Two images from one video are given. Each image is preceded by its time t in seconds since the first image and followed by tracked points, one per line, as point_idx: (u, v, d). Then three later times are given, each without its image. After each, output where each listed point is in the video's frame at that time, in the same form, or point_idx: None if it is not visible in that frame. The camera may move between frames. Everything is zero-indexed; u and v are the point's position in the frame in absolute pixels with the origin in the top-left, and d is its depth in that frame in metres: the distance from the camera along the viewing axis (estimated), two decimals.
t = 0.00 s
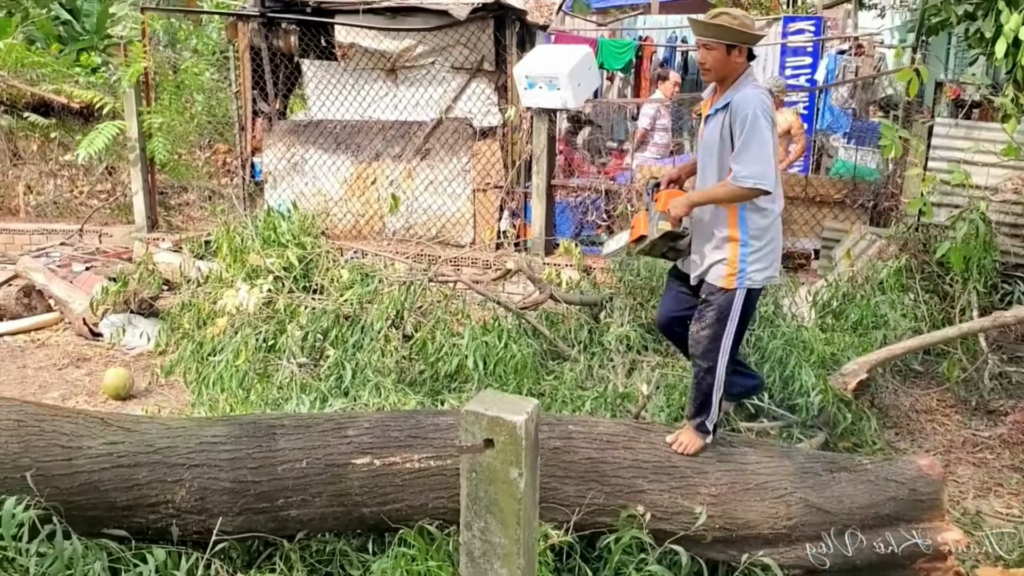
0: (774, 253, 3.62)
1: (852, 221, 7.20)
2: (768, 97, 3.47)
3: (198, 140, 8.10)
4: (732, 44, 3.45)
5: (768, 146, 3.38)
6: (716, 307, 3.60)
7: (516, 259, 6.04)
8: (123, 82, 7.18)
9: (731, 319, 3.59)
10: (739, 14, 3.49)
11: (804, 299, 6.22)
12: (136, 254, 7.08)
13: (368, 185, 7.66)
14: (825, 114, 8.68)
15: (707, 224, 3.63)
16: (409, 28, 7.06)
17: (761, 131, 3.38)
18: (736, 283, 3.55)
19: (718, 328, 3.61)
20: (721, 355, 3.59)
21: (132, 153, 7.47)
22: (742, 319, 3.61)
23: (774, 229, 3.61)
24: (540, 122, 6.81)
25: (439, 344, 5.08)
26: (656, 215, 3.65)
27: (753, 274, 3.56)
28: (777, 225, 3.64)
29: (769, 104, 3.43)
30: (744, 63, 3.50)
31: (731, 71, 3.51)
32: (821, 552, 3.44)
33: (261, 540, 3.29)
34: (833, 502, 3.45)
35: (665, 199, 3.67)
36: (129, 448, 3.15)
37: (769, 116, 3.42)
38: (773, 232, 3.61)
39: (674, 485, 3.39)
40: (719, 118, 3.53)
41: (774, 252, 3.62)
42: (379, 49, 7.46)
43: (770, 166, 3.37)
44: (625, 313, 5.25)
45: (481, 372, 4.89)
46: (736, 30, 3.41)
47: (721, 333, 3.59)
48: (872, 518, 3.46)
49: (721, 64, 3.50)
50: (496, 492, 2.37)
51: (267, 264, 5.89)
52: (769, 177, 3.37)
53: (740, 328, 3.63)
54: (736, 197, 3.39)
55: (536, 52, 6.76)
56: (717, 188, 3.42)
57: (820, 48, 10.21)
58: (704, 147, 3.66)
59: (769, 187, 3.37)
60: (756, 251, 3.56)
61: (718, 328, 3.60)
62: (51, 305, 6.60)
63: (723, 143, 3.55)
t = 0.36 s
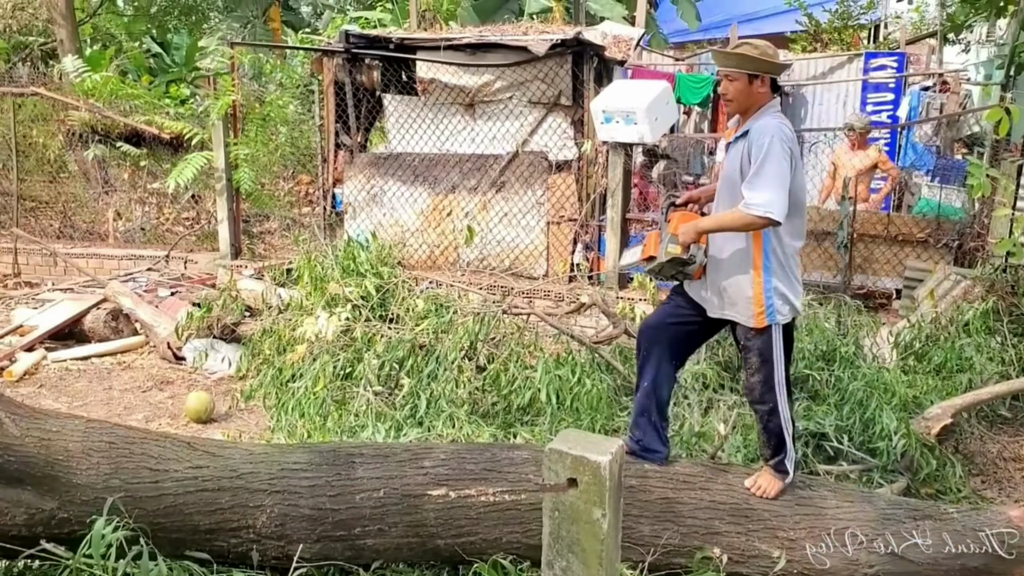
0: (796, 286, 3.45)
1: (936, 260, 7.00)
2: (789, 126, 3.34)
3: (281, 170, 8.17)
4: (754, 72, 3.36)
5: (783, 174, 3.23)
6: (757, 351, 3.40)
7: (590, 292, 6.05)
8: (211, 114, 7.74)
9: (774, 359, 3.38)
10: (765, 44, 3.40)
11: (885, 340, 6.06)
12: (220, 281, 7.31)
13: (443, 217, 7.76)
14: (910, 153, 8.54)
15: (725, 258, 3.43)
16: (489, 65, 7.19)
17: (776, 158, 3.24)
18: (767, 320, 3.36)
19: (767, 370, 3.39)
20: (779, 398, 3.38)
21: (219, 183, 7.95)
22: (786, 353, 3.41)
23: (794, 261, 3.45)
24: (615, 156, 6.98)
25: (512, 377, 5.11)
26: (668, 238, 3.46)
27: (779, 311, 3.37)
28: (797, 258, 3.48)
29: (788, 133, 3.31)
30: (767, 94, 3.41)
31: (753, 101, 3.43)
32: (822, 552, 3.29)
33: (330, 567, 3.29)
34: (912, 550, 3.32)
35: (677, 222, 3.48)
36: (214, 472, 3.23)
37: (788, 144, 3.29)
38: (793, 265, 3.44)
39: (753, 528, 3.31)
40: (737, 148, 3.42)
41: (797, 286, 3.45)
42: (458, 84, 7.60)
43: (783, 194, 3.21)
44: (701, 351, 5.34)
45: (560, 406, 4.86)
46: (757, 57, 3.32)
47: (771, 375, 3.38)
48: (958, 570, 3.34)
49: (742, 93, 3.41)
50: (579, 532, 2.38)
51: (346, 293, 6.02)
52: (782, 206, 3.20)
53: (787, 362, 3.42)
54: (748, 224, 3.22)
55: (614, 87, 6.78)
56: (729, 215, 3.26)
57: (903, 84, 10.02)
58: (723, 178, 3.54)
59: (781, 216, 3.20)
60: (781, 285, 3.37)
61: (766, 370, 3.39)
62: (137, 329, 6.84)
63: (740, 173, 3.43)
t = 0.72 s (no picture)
0: (760, 267, 3.40)
1: (969, 275, 6.90)
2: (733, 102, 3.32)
3: (312, 180, 8.34)
4: (690, 54, 3.35)
5: (733, 150, 3.21)
6: (709, 333, 3.36)
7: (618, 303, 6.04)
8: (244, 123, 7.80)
9: (726, 343, 3.35)
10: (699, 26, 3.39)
11: (916, 354, 5.99)
12: (250, 288, 7.38)
13: (471, 227, 7.78)
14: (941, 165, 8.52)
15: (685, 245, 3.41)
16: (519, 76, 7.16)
17: (726, 135, 3.22)
18: (722, 301, 3.34)
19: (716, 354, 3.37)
20: (725, 382, 3.37)
21: (250, 192, 7.95)
22: (737, 336, 3.38)
23: (756, 242, 3.40)
24: (646, 167, 6.90)
25: (539, 388, 5.10)
26: (637, 245, 3.41)
27: (736, 294, 3.34)
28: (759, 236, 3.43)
29: (733, 108, 3.29)
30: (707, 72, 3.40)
31: (694, 84, 3.42)
32: (822, 552, 3.27)
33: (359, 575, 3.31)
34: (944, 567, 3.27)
35: (643, 226, 3.41)
36: (243, 477, 3.23)
37: (734, 119, 3.27)
38: (755, 245, 3.40)
39: (782, 542, 3.27)
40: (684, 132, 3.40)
41: (760, 266, 3.41)
42: (488, 94, 7.59)
43: (737, 169, 3.19)
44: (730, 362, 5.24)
45: (587, 416, 4.85)
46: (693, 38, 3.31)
47: (720, 358, 3.36)
48: None
49: (683, 77, 3.40)
50: (609, 542, 2.37)
51: (374, 301, 6.06)
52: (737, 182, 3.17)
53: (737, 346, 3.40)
54: (706, 208, 3.19)
55: (644, 97, 6.76)
56: (687, 204, 3.23)
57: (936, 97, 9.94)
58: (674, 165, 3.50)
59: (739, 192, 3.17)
60: (737, 268, 3.34)
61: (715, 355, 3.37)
62: (167, 334, 6.90)
63: (689, 156, 3.39)
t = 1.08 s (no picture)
0: (716, 272, 3.40)
1: (988, 288, 6.84)
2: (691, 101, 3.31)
3: (328, 188, 8.33)
4: (640, 53, 3.31)
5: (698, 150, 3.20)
6: (642, 323, 3.33)
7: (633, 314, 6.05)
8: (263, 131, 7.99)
9: (655, 339, 3.31)
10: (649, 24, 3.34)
11: (934, 368, 5.94)
12: (266, 295, 7.41)
13: (486, 237, 7.76)
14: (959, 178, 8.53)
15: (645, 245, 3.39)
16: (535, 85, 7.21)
17: (689, 134, 3.20)
18: (667, 300, 3.30)
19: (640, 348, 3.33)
20: (632, 379, 3.33)
21: (267, 200, 8.04)
22: (666, 341, 3.34)
23: (715, 247, 3.40)
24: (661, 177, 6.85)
25: (554, 398, 5.08)
26: (609, 258, 3.36)
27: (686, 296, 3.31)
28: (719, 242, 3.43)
29: (692, 108, 3.27)
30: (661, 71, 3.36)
31: (648, 84, 3.37)
32: (823, 552, 3.26)
33: None
34: None
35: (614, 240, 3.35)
36: (259, 483, 3.23)
37: (695, 118, 3.26)
38: (714, 250, 3.39)
39: (799, 556, 3.25)
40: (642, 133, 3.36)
41: (717, 272, 3.40)
42: (504, 104, 7.65)
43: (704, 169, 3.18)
44: (747, 375, 5.33)
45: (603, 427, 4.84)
46: (643, 38, 3.26)
47: (642, 352, 3.32)
48: None
49: (637, 78, 3.36)
50: (628, 553, 2.36)
51: (389, 309, 6.08)
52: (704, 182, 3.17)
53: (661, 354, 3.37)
54: (677, 212, 3.18)
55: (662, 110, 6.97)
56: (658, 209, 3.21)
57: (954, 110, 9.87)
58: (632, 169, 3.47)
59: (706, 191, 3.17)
60: (691, 270, 3.32)
61: (641, 346, 3.33)
62: (183, 341, 6.94)
63: (648, 157, 3.36)
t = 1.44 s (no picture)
0: (697, 271, 3.36)
1: None
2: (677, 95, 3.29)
3: (385, 192, 8.33)
4: (629, 43, 3.25)
5: (678, 147, 3.18)
6: (631, 329, 3.31)
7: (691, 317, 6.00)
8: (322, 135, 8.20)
9: (648, 344, 3.29)
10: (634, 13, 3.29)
11: (1002, 375, 5.75)
12: (324, 297, 7.51)
13: (541, 240, 7.67)
14: None
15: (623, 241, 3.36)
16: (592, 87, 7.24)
17: (672, 130, 3.17)
18: (649, 302, 3.28)
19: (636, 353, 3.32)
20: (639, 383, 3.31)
21: (326, 203, 8.21)
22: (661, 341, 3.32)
23: (697, 246, 3.36)
24: (720, 180, 6.97)
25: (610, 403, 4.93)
26: (579, 241, 3.41)
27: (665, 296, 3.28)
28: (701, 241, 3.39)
29: (677, 103, 3.25)
30: (648, 61, 3.32)
31: (634, 75, 3.33)
32: (823, 552, 3.18)
33: None
34: None
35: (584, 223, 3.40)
36: (319, 483, 3.26)
37: (678, 114, 3.23)
38: (696, 249, 3.35)
39: (861, 566, 3.18)
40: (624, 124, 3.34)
41: (698, 272, 3.36)
42: (560, 106, 7.65)
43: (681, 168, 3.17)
44: (808, 381, 5.22)
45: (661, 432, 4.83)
46: (631, 27, 3.21)
47: (638, 356, 3.30)
48: None
49: (624, 69, 3.31)
50: (692, 559, 2.34)
51: (445, 311, 6.13)
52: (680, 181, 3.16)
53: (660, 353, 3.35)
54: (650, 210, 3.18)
55: (723, 110, 6.97)
56: (632, 205, 3.20)
57: None
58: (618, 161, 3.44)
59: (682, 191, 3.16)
60: (671, 270, 3.28)
61: (637, 349, 3.31)
62: (244, 342, 7.06)
63: (631, 151, 3.32)
